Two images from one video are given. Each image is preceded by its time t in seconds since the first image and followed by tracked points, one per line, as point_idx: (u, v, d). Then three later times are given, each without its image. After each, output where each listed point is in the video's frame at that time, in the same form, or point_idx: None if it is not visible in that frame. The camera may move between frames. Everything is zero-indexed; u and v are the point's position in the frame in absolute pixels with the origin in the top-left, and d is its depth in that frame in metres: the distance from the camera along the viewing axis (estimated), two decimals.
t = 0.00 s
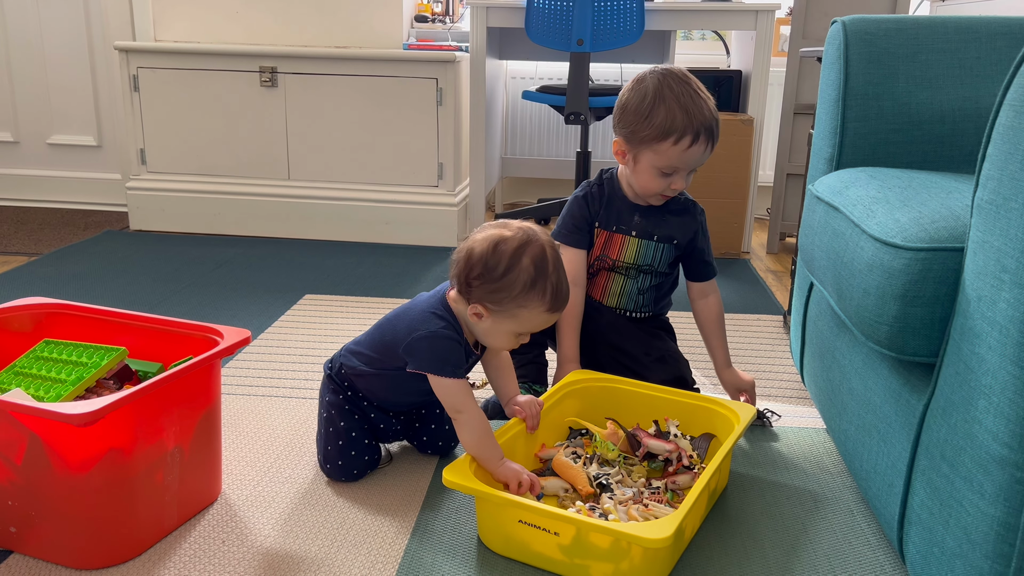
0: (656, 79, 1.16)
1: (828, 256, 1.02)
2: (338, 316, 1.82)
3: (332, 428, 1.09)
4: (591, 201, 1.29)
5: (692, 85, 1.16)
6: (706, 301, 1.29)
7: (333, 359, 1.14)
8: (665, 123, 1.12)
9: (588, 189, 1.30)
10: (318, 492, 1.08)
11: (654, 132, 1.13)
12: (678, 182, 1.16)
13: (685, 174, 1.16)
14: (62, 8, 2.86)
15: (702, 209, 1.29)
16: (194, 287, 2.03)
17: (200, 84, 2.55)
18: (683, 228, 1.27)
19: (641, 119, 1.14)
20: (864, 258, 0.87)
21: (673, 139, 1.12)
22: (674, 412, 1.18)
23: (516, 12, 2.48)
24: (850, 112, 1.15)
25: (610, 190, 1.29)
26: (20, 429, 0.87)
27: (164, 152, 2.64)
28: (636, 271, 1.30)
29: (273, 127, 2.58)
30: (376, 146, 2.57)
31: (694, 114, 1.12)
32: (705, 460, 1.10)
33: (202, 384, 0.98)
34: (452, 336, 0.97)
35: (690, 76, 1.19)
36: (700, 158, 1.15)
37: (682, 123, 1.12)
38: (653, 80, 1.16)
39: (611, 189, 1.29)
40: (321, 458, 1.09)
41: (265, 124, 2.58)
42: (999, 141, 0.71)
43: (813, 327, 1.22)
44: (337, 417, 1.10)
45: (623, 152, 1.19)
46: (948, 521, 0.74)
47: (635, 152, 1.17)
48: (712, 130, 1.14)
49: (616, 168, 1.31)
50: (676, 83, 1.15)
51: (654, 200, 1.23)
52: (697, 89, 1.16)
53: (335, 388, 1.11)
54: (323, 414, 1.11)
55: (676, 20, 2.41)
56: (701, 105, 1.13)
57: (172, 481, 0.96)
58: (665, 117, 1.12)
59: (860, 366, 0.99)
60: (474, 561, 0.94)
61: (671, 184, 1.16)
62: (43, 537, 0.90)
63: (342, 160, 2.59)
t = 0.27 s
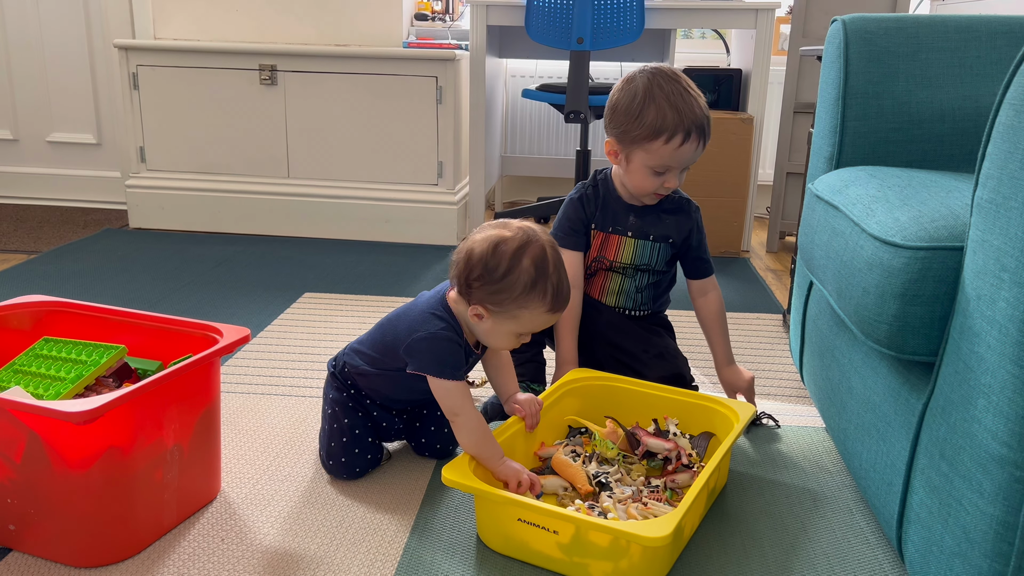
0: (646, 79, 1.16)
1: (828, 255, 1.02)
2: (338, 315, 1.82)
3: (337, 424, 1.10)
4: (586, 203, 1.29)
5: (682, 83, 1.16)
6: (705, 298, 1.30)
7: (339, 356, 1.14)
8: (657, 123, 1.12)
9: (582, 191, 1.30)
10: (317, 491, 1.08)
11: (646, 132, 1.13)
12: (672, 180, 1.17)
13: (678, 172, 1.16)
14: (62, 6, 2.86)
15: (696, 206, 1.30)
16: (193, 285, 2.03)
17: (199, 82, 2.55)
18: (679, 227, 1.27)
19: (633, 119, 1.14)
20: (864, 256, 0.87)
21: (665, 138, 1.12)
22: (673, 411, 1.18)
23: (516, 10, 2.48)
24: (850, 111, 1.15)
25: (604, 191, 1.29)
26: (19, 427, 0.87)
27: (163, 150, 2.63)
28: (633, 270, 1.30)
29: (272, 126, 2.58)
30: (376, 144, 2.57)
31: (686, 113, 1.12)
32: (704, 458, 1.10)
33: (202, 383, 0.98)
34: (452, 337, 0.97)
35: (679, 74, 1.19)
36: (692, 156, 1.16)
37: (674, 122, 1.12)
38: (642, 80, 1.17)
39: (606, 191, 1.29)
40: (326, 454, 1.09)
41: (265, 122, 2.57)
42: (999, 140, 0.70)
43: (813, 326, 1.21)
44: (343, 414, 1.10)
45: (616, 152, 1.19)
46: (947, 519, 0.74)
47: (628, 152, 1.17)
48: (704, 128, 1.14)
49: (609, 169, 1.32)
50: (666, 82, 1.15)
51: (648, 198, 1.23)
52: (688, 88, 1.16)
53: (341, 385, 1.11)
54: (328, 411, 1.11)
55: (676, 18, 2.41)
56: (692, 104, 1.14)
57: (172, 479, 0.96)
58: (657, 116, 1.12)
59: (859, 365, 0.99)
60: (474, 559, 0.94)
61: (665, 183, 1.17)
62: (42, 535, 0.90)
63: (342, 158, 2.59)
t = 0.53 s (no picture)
0: (636, 79, 1.17)
1: (827, 253, 1.02)
2: (338, 313, 1.82)
3: (356, 430, 1.09)
4: (581, 204, 1.29)
5: (672, 83, 1.17)
6: (705, 296, 1.29)
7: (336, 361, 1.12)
8: (647, 123, 1.12)
9: (577, 193, 1.30)
10: (317, 490, 1.08)
11: (636, 131, 1.13)
12: (664, 180, 1.17)
13: (670, 172, 1.17)
14: (62, 4, 2.86)
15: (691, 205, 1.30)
16: (193, 284, 2.03)
17: (199, 80, 2.55)
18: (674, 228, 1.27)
19: (623, 119, 1.15)
20: (864, 255, 0.87)
21: (655, 138, 1.13)
22: (673, 410, 1.18)
23: (516, 9, 2.48)
24: (850, 109, 1.15)
25: (599, 192, 1.29)
26: (19, 425, 0.87)
27: (163, 148, 2.63)
28: (629, 270, 1.30)
29: (272, 124, 2.58)
30: (375, 143, 2.56)
31: (675, 112, 1.13)
32: (704, 457, 1.10)
33: (201, 381, 0.98)
34: (450, 336, 0.97)
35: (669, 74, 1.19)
36: (684, 156, 1.16)
37: (664, 121, 1.12)
38: (632, 80, 1.17)
39: (600, 192, 1.29)
40: (349, 459, 1.09)
41: (264, 120, 2.57)
42: (999, 138, 0.70)
43: (812, 324, 1.22)
44: (359, 419, 1.10)
45: (608, 153, 1.20)
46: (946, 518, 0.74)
47: (619, 153, 1.17)
48: (695, 126, 1.14)
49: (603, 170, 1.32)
50: (656, 82, 1.16)
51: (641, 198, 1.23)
52: (677, 87, 1.16)
53: (341, 390, 1.10)
54: (340, 417, 1.10)
55: (676, 17, 2.41)
56: (682, 103, 1.14)
57: (171, 477, 0.96)
58: (646, 116, 1.13)
59: (859, 364, 0.99)
60: (473, 558, 0.94)
61: (657, 182, 1.17)
62: (42, 533, 0.90)
63: (341, 156, 2.58)
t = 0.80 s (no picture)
0: (629, 80, 1.17)
1: (827, 253, 1.02)
2: (337, 312, 1.82)
3: (355, 426, 1.09)
4: (579, 204, 1.29)
5: (666, 83, 1.17)
6: (705, 296, 1.29)
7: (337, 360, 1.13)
8: (639, 125, 1.13)
9: (574, 193, 1.30)
10: (317, 489, 1.08)
11: (629, 134, 1.14)
12: (659, 181, 1.17)
13: (665, 173, 1.16)
14: (61, 2, 2.86)
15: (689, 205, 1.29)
16: (193, 283, 2.03)
17: (199, 78, 2.55)
18: (670, 228, 1.27)
19: (616, 121, 1.15)
20: (864, 255, 0.87)
21: (648, 140, 1.13)
22: (672, 409, 1.18)
23: (516, 7, 2.48)
24: (849, 109, 1.15)
25: (596, 192, 1.29)
26: (19, 424, 0.87)
27: (162, 147, 2.63)
28: (626, 270, 1.30)
29: (272, 123, 2.57)
30: (375, 142, 2.56)
31: (667, 113, 1.13)
32: (703, 456, 1.10)
33: (201, 380, 0.98)
34: (450, 330, 0.97)
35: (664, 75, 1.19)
36: (678, 157, 1.15)
37: (656, 123, 1.12)
38: (625, 82, 1.17)
39: (597, 191, 1.29)
40: (349, 455, 1.08)
41: (264, 119, 2.57)
42: (999, 138, 0.70)
43: (811, 324, 1.22)
44: (360, 416, 1.10)
45: (604, 154, 1.21)
46: (946, 517, 0.74)
47: (614, 155, 1.18)
48: (689, 127, 1.14)
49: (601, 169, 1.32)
50: (649, 83, 1.16)
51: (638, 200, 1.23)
52: (671, 88, 1.16)
53: (343, 389, 1.10)
54: (341, 414, 1.11)
55: (676, 16, 2.41)
56: (675, 104, 1.14)
57: (171, 476, 0.96)
58: (639, 118, 1.13)
59: (859, 363, 0.99)
60: (473, 556, 0.94)
61: (652, 184, 1.17)
62: (42, 532, 0.90)
63: (341, 155, 2.58)
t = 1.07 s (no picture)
0: (626, 79, 1.17)
1: (827, 252, 1.02)
2: (338, 311, 1.82)
3: (356, 426, 1.09)
4: (579, 201, 1.29)
5: (663, 82, 1.16)
6: (705, 295, 1.29)
7: (340, 359, 1.13)
8: (636, 125, 1.12)
9: (575, 189, 1.30)
10: (317, 488, 1.08)
11: (626, 134, 1.14)
12: (656, 180, 1.17)
13: (663, 172, 1.16)
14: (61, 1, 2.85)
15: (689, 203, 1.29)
16: (193, 282, 2.03)
17: (199, 77, 2.55)
18: (671, 226, 1.27)
19: (613, 121, 1.15)
20: (864, 254, 0.87)
21: (645, 140, 1.13)
22: (672, 408, 1.18)
23: (516, 6, 2.48)
24: (849, 108, 1.15)
25: (597, 189, 1.29)
26: (18, 423, 0.87)
27: (162, 146, 2.63)
28: (627, 267, 1.30)
29: (271, 121, 2.57)
30: (374, 141, 2.56)
31: (664, 113, 1.12)
32: (704, 455, 1.10)
33: (201, 379, 0.98)
34: (454, 325, 0.97)
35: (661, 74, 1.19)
36: (674, 157, 1.15)
37: (652, 124, 1.12)
38: (623, 81, 1.17)
39: (598, 188, 1.29)
40: (349, 455, 1.08)
41: (264, 118, 2.57)
42: (999, 137, 0.70)
43: (811, 323, 1.22)
44: (361, 416, 1.10)
45: (603, 154, 1.21)
46: (946, 517, 0.74)
47: (612, 154, 1.18)
48: (686, 127, 1.14)
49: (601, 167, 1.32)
50: (646, 83, 1.16)
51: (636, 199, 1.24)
52: (669, 87, 1.16)
53: (346, 386, 1.10)
54: (343, 413, 1.10)
55: (676, 15, 2.41)
56: (673, 103, 1.14)
57: (171, 475, 0.96)
58: (635, 119, 1.13)
59: (859, 362, 0.99)
60: (473, 555, 0.94)
61: (650, 183, 1.17)
62: (41, 531, 0.90)
63: (341, 154, 2.58)
